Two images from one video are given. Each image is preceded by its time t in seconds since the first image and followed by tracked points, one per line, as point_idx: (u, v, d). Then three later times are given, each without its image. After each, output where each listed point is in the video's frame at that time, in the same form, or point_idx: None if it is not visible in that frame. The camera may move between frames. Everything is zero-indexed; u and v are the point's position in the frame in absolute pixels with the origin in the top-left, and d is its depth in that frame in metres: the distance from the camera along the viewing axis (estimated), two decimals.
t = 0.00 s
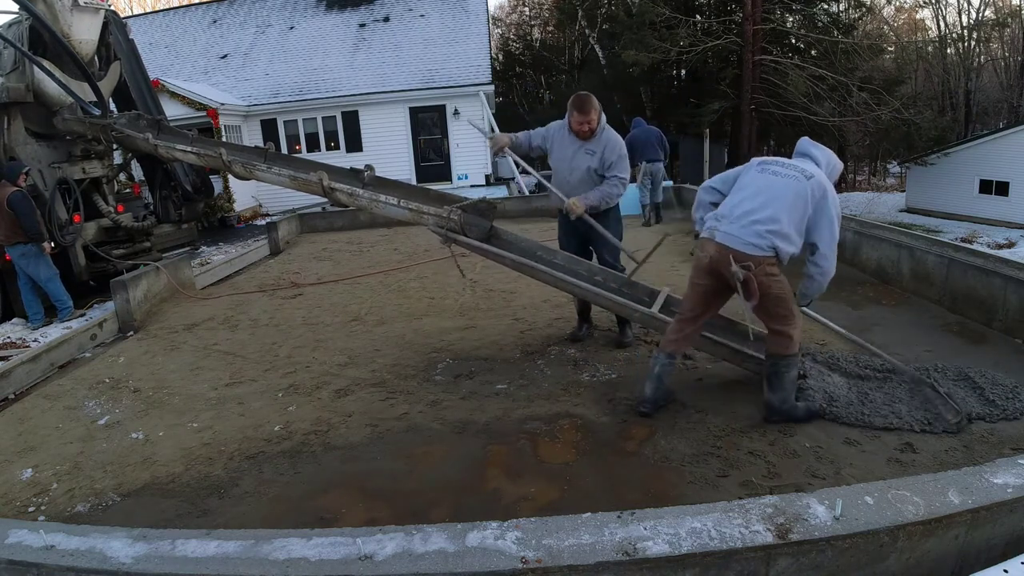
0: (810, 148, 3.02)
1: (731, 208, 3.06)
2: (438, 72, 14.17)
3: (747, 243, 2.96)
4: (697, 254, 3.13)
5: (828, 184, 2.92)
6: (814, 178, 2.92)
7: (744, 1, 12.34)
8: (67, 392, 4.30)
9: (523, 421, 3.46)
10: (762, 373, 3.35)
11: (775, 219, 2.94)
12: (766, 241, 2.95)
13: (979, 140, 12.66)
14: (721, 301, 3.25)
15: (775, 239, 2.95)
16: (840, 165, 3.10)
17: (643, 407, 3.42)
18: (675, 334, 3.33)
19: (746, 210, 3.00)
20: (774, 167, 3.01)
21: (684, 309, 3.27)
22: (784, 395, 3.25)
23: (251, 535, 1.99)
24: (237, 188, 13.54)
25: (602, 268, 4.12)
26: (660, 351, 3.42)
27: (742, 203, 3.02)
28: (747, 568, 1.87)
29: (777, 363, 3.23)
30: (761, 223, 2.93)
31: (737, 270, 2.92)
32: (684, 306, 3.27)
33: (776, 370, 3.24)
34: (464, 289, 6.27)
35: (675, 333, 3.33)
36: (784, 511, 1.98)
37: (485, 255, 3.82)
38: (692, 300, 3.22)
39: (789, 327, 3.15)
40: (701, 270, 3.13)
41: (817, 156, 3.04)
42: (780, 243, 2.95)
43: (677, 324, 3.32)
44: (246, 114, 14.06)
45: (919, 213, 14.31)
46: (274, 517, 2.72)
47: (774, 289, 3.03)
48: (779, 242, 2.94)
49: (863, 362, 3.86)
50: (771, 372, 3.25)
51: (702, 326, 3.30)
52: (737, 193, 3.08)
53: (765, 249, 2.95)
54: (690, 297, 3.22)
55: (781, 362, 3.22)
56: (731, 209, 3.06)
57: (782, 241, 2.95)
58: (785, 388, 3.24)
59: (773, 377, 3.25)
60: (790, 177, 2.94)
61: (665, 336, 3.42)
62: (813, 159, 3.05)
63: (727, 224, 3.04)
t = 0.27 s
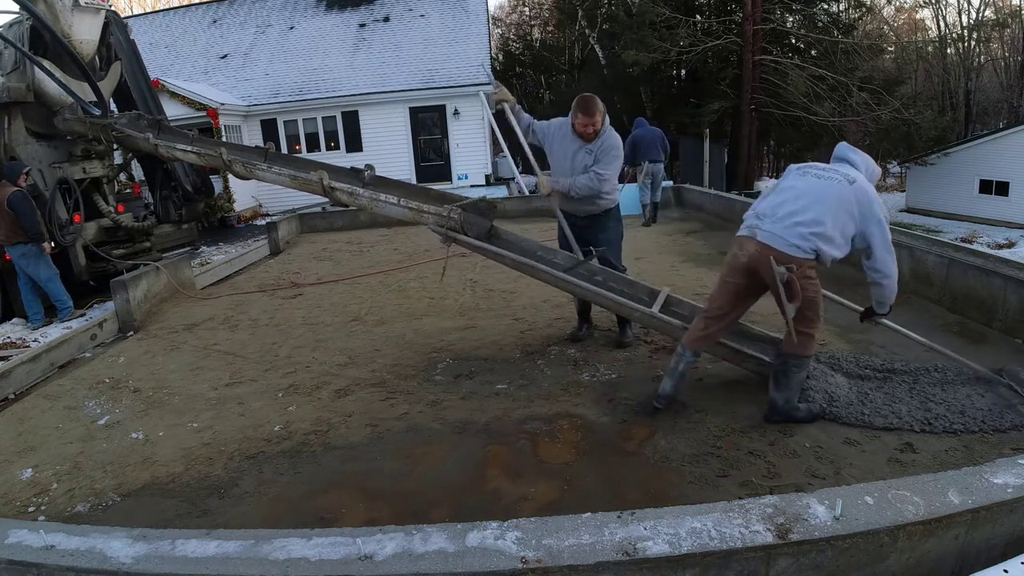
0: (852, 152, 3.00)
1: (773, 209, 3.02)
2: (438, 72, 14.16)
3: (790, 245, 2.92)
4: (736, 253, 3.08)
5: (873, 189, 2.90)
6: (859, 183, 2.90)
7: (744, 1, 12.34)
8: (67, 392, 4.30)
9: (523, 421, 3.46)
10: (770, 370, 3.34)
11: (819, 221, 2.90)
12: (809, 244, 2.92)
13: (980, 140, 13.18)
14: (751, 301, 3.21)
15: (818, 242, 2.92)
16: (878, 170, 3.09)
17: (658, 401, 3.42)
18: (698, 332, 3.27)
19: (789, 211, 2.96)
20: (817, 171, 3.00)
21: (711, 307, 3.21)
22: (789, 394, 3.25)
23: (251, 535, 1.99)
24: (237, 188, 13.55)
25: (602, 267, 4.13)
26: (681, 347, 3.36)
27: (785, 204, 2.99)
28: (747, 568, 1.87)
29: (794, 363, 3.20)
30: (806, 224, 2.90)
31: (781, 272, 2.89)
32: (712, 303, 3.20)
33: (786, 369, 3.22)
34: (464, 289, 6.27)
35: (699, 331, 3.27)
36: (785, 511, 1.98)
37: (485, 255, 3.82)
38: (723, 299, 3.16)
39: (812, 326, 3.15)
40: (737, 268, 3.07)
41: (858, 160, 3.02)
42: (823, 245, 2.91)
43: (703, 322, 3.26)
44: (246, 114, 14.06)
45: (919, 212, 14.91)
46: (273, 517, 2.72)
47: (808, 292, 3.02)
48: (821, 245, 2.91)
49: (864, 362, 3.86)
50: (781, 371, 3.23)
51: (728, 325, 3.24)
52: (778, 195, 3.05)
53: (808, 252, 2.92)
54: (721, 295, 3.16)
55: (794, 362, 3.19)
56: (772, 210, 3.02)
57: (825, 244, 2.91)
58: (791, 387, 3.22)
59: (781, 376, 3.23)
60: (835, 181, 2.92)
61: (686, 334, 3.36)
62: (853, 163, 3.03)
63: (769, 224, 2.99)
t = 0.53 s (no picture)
0: (848, 144, 3.00)
1: (775, 206, 3.00)
2: (438, 72, 14.16)
3: (794, 242, 2.90)
4: (738, 253, 3.01)
5: (872, 181, 2.90)
6: (857, 176, 2.90)
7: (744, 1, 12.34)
8: (67, 392, 4.30)
9: (522, 421, 3.46)
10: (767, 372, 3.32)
11: (821, 217, 2.89)
12: (811, 241, 2.90)
13: (980, 140, 13.17)
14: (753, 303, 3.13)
15: (820, 238, 2.91)
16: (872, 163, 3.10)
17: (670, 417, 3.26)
18: (705, 340, 3.15)
19: (791, 208, 2.95)
20: (815, 166, 3.00)
21: (717, 310, 3.09)
22: (789, 395, 3.24)
23: (251, 535, 1.99)
24: (237, 188, 13.54)
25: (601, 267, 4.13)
26: (685, 358, 3.22)
27: (787, 201, 2.98)
28: (747, 568, 1.87)
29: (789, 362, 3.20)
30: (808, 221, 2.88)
31: (788, 270, 2.86)
32: (717, 307, 3.09)
33: (784, 370, 3.21)
34: (464, 289, 6.27)
35: (706, 337, 3.14)
36: (785, 511, 1.98)
37: (485, 255, 3.81)
38: (730, 301, 3.05)
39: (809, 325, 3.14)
40: (742, 268, 3.00)
41: (855, 152, 3.01)
42: (825, 241, 2.91)
43: (707, 328, 3.14)
44: (246, 114, 14.06)
45: (919, 213, 14.94)
46: (273, 517, 2.71)
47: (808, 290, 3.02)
48: (824, 241, 2.90)
49: (864, 362, 3.86)
50: (778, 373, 3.22)
51: (734, 330, 3.13)
52: (778, 191, 3.04)
53: (811, 248, 2.91)
54: (727, 297, 3.06)
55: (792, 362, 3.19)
56: (773, 207, 3.00)
57: (828, 240, 2.91)
58: (789, 389, 3.22)
59: (778, 377, 3.22)
60: (835, 174, 2.92)
61: (691, 344, 3.22)
62: (850, 156, 3.02)
63: (772, 221, 2.97)
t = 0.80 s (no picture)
0: (821, 133, 3.00)
1: (759, 205, 2.96)
2: (437, 71, 14.16)
3: (785, 241, 2.86)
4: (729, 257, 2.96)
5: (848, 169, 2.92)
6: (835, 165, 2.91)
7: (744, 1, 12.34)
8: (67, 392, 4.30)
9: (522, 421, 3.46)
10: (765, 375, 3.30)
11: (808, 212, 2.87)
12: (802, 238, 2.87)
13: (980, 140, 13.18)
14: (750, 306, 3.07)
15: (809, 233, 2.88)
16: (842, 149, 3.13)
17: (682, 433, 3.14)
18: (707, 348, 3.06)
19: (777, 207, 2.91)
20: (792, 158, 2.97)
21: (713, 318, 3.02)
22: (788, 397, 3.23)
23: (251, 535, 1.99)
24: (237, 188, 13.54)
25: (600, 268, 4.12)
26: (689, 369, 3.13)
27: (771, 199, 2.93)
28: (747, 568, 1.87)
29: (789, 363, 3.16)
30: (797, 219, 2.85)
31: (781, 269, 2.83)
32: (713, 315, 3.02)
33: (782, 373, 3.18)
34: (463, 289, 6.26)
35: (706, 347, 3.06)
36: (785, 511, 1.98)
37: (486, 255, 3.81)
38: (727, 307, 2.98)
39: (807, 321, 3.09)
40: (732, 273, 2.95)
41: (827, 140, 3.03)
42: (815, 236, 2.89)
43: (706, 337, 3.07)
44: (246, 114, 14.07)
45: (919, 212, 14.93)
46: (274, 517, 2.72)
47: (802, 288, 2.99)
48: (813, 236, 2.88)
49: (864, 363, 3.86)
50: (778, 374, 3.19)
51: (735, 336, 3.05)
52: (760, 189, 2.99)
53: (802, 246, 2.88)
54: (721, 304, 2.99)
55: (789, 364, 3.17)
56: (758, 207, 2.96)
57: (816, 235, 2.89)
58: (789, 391, 3.21)
59: (778, 379, 3.20)
60: (815, 166, 2.91)
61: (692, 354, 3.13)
62: (823, 144, 3.03)
63: (759, 222, 2.92)
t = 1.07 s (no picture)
0: (784, 129, 3.04)
1: (736, 207, 2.91)
2: (437, 72, 14.16)
3: (764, 244, 2.86)
4: (709, 261, 2.91)
5: (812, 168, 3.00)
6: (801, 165, 2.96)
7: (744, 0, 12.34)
8: (67, 392, 4.30)
9: (522, 421, 3.46)
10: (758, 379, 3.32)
11: (784, 214, 2.89)
12: (778, 239, 2.89)
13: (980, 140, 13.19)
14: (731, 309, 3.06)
15: (784, 234, 2.91)
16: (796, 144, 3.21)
17: (682, 436, 3.12)
18: (694, 355, 3.05)
19: (754, 208, 2.88)
20: (763, 156, 2.96)
21: (699, 325, 3.00)
22: (785, 399, 3.24)
23: (251, 535, 1.99)
24: (237, 188, 13.54)
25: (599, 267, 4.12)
26: (682, 375, 3.12)
27: (747, 200, 2.90)
28: (747, 568, 1.87)
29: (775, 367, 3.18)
30: (776, 222, 2.85)
31: (763, 274, 2.84)
32: (698, 321, 3.00)
33: (773, 378, 3.20)
34: (463, 289, 6.27)
35: (693, 353, 3.05)
36: (785, 511, 1.98)
37: (486, 255, 3.81)
38: (710, 313, 2.97)
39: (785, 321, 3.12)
40: (712, 277, 2.92)
41: (788, 137, 3.07)
42: (789, 237, 2.93)
43: (692, 343, 3.06)
44: (246, 114, 14.07)
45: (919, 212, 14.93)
46: (274, 517, 2.72)
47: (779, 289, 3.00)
48: (787, 237, 2.92)
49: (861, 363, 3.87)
50: (768, 378, 3.21)
51: (720, 341, 3.05)
52: (733, 188, 2.95)
53: (779, 247, 2.90)
54: (703, 309, 2.98)
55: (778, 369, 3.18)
56: (733, 208, 2.92)
57: (790, 235, 2.93)
58: (785, 392, 3.22)
59: (772, 382, 3.21)
60: (786, 166, 2.94)
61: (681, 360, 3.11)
62: (784, 140, 3.07)
63: (737, 225, 2.89)
